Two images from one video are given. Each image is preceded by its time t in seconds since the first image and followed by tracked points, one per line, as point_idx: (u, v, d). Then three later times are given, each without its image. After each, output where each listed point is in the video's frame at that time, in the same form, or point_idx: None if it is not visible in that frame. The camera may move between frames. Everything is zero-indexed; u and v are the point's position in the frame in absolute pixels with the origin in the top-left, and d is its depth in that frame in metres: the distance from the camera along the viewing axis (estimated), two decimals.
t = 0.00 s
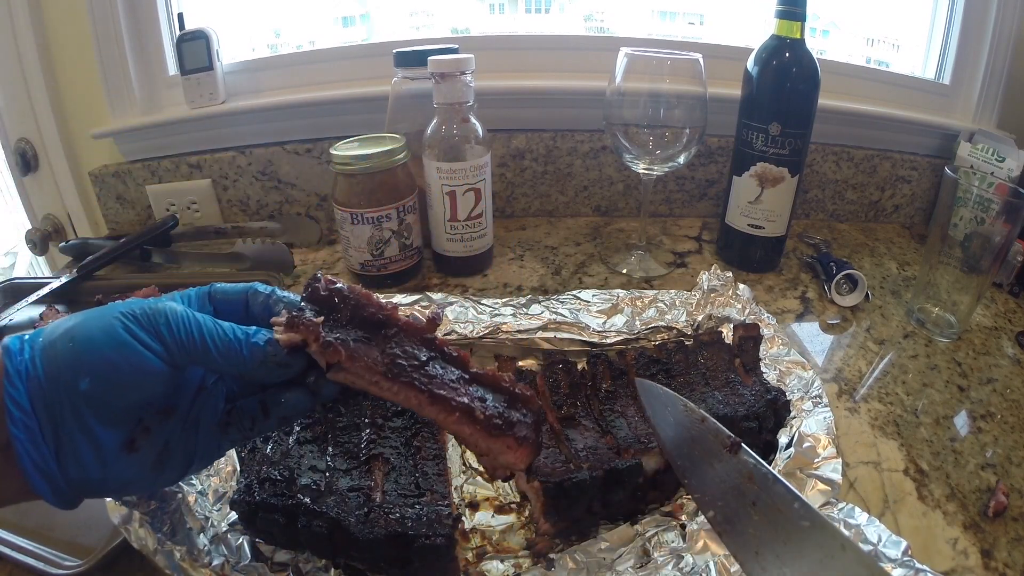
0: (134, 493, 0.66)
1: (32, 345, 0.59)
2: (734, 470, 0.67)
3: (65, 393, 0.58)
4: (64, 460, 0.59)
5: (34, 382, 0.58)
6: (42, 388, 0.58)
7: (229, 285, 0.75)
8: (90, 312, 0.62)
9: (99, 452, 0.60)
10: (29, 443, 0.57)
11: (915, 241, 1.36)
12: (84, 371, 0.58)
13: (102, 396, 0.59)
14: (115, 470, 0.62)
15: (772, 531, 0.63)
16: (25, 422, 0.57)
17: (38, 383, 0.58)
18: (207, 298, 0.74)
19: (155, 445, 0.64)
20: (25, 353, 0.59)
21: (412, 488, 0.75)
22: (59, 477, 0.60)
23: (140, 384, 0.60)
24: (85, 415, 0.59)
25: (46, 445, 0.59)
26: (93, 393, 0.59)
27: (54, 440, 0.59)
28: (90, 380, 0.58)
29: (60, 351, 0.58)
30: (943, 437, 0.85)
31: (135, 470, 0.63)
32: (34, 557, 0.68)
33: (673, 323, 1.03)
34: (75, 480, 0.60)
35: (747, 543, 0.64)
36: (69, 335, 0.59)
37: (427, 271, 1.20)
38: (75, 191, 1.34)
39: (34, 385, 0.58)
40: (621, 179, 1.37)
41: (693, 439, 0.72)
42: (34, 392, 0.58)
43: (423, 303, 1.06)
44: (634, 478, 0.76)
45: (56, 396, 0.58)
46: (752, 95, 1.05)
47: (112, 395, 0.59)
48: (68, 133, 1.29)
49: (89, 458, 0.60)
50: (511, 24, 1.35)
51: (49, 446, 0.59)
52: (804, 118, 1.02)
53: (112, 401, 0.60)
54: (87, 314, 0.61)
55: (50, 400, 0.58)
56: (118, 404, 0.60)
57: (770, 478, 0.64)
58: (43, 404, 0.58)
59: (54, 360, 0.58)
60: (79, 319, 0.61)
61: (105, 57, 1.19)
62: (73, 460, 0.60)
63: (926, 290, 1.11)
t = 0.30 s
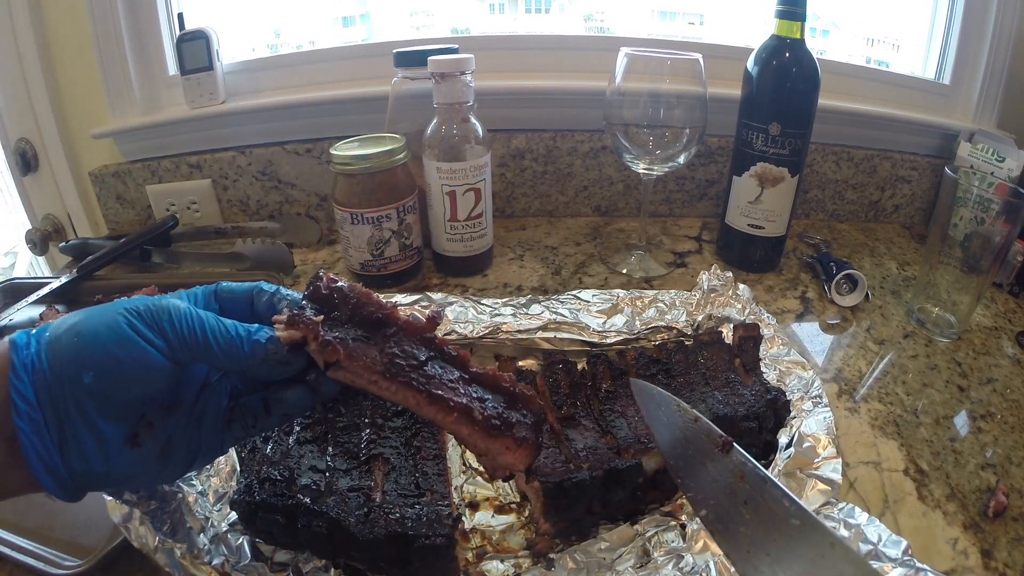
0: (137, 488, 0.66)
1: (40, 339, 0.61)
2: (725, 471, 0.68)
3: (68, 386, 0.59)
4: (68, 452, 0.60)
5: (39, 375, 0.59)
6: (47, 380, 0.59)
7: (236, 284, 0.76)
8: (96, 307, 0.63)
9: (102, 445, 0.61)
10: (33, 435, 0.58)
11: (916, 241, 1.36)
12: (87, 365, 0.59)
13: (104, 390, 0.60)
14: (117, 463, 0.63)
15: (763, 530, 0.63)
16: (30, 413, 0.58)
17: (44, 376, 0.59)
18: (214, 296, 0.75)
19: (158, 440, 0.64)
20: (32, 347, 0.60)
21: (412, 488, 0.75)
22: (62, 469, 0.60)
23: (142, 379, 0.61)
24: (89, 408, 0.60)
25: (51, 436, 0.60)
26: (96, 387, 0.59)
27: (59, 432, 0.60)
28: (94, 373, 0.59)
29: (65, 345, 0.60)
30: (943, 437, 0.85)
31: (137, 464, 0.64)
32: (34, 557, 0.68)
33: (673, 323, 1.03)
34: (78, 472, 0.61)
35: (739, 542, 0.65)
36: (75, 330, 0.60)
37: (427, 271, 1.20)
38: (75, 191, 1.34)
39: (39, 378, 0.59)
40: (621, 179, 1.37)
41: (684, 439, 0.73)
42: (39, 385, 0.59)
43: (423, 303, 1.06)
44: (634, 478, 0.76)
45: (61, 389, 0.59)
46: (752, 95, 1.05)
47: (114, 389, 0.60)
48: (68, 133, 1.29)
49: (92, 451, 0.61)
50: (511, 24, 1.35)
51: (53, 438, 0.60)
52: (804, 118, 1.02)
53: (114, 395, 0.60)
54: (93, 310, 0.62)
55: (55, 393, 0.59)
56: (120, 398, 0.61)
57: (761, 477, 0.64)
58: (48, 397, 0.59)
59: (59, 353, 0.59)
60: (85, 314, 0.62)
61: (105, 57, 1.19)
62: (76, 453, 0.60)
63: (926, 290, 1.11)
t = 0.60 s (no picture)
0: (138, 486, 0.67)
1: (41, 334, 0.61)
2: (724, 464, 0.68)
3: (69, 383, 0.59)
4: (67, 450, 0.60)
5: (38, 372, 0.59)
6: (47, 377, 0.59)
7: (241, 284, 0.76)
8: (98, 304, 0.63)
9: (102, 442, 0.61)
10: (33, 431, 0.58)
11: (915, 241, 1.36)
12: (88, 361, 0.59)
13: (105, 387, 0.60)
14: (117, 461, 0.63)
15: (760, 523, 0.63)
16: (30, 410, 0.58)
17: (43, 372, 0.59)
18: (219, 295, 0.75)
19: (158, 438, 0.65)
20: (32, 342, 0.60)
21: (412, 488, 0.75)
22: (61, 466, 0.60)
23: (144, 375, 0.61)
24: (89, 405, 0.60)
25: (51, 433, 0.60)
26: (96, 384, 0.60)
27: (59, 429, 0.60)
28: (94, 369, 0.59)
29: (66, 341, 0.60)
30: (943, 437, 0.85)
31: (137, 462, 0.64)
32: (34, 557, 0.68)
33: (673, 323, 1.03)
34: (77, 470, 0.61)
35: (735, 536, 0.65)
36: (75, 326, 0.60)
37: (427, 271, 1.20)
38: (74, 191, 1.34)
39: (39, 374, 0.59)
40: (621, 179, 1.37)
41: (682, 434, 0.73)
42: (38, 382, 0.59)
43: (423, 303, 1.06)
44: (634, 478, 0.76)
45: (61, 386, 0.59)
46: (752, 95, 1.05)
47: (115, 385, 0.60)
48: (68, 133, 1.29)
49: (91, 449, 0.61)
50: (511, 24, 1.35)
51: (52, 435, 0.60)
52: (804, 118, 1.02)
53: (115, 391, 0.60)
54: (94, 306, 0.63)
55: (55, 391, 0.59)
56: (120, 395, 0.61)
57: (760, 473, 0.64)
58: (47, 393, 0.59)
59: (60, 349, 0.59)
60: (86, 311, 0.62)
61: (105, 58, 1.19)
62: (76, 451, 0.61)
63: (926, 290, 1.11)
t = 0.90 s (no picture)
0: (163, 436, 0.67)
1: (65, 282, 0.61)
2: (735, 445, 0.73)
3: (92, 329, 0.59)
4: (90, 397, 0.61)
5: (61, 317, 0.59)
6: (69, 322, 0.59)
7: (275, 240, 0.73)
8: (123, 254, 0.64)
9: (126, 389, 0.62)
10: (53, 373, 0.58)
11: (916, 241, 1.36)
12: (110, 306, 0.60)
13: (129, 331, 0.60)
14: (140, 409, 0.63)
15: (772, 503, 0.69)
16: (51, 353, 0.58)
17: (65, 317, 0.59)
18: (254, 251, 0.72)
19: (183, 388, 0.66)
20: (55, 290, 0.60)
21: (412, 489, 0.76)
22: (84, 415, 0.61)
23: (166, 320, 0.61)
24: (110, 350, 0.60)
25: (71, 377, 0.59)
26: (120, 328, 0.60)
27: (82, 377, 0.60)
28: (115, 311, 0.60)
29: (89, 287, 0.60)
30: (943, 437, 0.85)
31: (161, 410, 0.65)
32: (34, 557, 0.68)
33: (673, 323, 1.03)
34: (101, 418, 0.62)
35: (750, 518, 0.70)
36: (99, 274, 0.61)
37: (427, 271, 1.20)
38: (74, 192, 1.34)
39: (61, 320, 0.59)
40: (621, 179, 1.37)
41: (693, 414, 0.78)
42: (59, 327, 0.59)
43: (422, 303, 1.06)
44: (633, 479, 0.77)
45: (83, 332, 0.59)
46: (752, 95, 1.05)
47: (138, 331, 0.60)
48: (68, 134, 1.29)
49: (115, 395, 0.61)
50: (511, 24, 1.35)
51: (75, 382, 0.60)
52: (804, 118, 1.02)
53: (137, 335, 0.60)
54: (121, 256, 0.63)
55: (78, 337, 0.59)
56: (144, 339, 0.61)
57: (770, 450, 0.70)
58: (68, 338, 0.59)
59: (84, 292, 0.60)
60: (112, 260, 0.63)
61: (105, 58, 1.19)
62: (100, 399, 0.61)
63: (926, 290, 1.11)
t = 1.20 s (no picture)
0: (212, 372, 0.68)
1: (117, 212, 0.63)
2: (778, 426, 0.69)
3: (139, 258, 0.61)
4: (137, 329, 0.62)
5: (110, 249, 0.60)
6: (116, 252, 0.60)
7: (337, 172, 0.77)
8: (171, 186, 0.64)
9: (179, 323, 0.64)
10: (101, 301, 0.60)
11: (916, 241, 1.36)
12: (157, 237, 0.61)
13: (177, 262, 0.62)
14: (190, 345, 0.65)
15: (815, 489, 0.65)
16: (99, 283, 0.60)
17: (116, 246, 0.60)
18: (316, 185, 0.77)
19: (235, 327, 0.67)
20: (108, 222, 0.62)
21: (412, 489, 0.76)
22: (129, 345, 0.62)
23: (215, 254, 0.63)
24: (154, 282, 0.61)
25: (121, 310, 0.61)
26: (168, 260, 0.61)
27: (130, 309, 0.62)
28: (162, 244, 0.61)
29: (140, 216, 0.61)
30: (943, 437, 0.85)
31: (208, 347, 0.66)
32: (34, 557, 0.68)
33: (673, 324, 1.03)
34: (148, 349, 0.63)
35: (791, 503, 0.66)
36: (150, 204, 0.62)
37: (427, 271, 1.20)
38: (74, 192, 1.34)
39: (111, 249, 0.60)
40: (621, 179, 1.37)
41: (733, 401, 0.71)
42: (110, 258, 0.60)
43: (422, 303, 1.07)
44: (633, 479, 0.76)
45: (129, 264, 0.61)
46: (752, 95, 1.05)
47: (186, 262, 0.62)
48: (68, 134, 1.29)
49: (162, 326, 0.63)
50: (511, 24, 1.35)
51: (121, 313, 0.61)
52: (804, 118, 1.03)
53: (184, 266, 0.62)
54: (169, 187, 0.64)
55: (126, 266, 0.61)
56: (197, 275, 0.63)
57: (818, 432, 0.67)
58: (117, 268, 0.60)
59: (135, 225, 0.61)
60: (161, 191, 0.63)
61: (105, 57, 1.19)
62: (147, 330, 0.63)
63: (926, 290, 1.11)
